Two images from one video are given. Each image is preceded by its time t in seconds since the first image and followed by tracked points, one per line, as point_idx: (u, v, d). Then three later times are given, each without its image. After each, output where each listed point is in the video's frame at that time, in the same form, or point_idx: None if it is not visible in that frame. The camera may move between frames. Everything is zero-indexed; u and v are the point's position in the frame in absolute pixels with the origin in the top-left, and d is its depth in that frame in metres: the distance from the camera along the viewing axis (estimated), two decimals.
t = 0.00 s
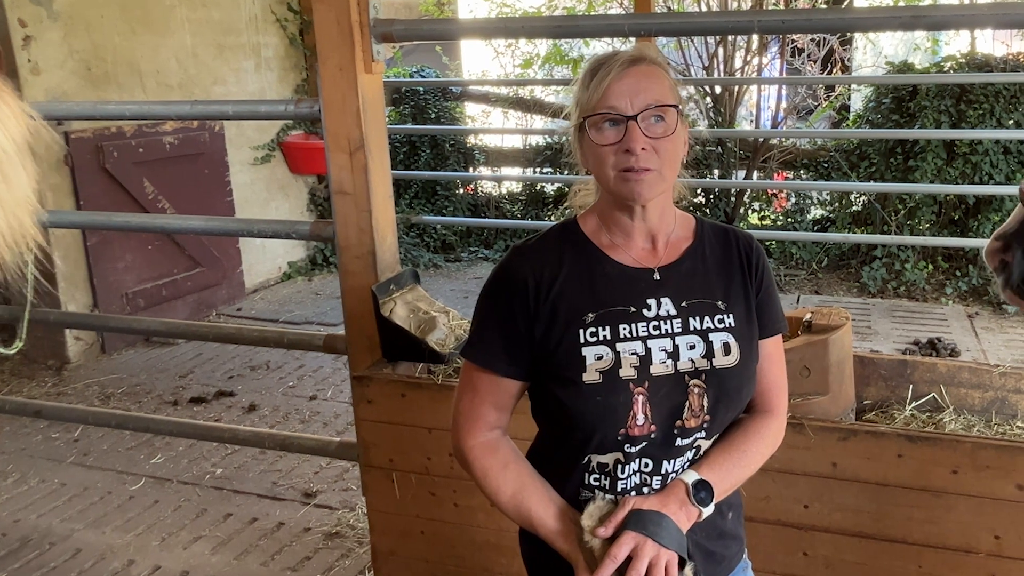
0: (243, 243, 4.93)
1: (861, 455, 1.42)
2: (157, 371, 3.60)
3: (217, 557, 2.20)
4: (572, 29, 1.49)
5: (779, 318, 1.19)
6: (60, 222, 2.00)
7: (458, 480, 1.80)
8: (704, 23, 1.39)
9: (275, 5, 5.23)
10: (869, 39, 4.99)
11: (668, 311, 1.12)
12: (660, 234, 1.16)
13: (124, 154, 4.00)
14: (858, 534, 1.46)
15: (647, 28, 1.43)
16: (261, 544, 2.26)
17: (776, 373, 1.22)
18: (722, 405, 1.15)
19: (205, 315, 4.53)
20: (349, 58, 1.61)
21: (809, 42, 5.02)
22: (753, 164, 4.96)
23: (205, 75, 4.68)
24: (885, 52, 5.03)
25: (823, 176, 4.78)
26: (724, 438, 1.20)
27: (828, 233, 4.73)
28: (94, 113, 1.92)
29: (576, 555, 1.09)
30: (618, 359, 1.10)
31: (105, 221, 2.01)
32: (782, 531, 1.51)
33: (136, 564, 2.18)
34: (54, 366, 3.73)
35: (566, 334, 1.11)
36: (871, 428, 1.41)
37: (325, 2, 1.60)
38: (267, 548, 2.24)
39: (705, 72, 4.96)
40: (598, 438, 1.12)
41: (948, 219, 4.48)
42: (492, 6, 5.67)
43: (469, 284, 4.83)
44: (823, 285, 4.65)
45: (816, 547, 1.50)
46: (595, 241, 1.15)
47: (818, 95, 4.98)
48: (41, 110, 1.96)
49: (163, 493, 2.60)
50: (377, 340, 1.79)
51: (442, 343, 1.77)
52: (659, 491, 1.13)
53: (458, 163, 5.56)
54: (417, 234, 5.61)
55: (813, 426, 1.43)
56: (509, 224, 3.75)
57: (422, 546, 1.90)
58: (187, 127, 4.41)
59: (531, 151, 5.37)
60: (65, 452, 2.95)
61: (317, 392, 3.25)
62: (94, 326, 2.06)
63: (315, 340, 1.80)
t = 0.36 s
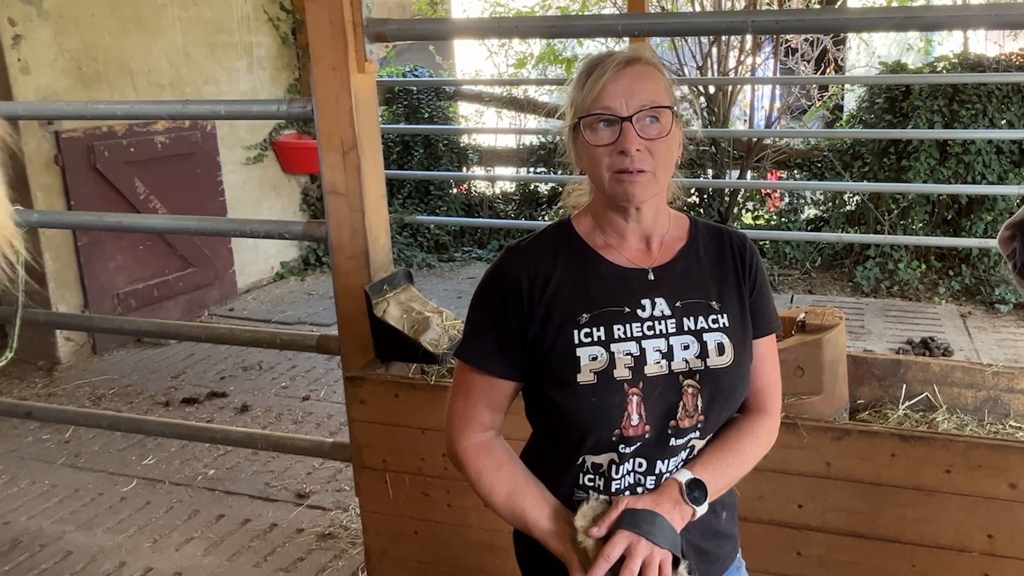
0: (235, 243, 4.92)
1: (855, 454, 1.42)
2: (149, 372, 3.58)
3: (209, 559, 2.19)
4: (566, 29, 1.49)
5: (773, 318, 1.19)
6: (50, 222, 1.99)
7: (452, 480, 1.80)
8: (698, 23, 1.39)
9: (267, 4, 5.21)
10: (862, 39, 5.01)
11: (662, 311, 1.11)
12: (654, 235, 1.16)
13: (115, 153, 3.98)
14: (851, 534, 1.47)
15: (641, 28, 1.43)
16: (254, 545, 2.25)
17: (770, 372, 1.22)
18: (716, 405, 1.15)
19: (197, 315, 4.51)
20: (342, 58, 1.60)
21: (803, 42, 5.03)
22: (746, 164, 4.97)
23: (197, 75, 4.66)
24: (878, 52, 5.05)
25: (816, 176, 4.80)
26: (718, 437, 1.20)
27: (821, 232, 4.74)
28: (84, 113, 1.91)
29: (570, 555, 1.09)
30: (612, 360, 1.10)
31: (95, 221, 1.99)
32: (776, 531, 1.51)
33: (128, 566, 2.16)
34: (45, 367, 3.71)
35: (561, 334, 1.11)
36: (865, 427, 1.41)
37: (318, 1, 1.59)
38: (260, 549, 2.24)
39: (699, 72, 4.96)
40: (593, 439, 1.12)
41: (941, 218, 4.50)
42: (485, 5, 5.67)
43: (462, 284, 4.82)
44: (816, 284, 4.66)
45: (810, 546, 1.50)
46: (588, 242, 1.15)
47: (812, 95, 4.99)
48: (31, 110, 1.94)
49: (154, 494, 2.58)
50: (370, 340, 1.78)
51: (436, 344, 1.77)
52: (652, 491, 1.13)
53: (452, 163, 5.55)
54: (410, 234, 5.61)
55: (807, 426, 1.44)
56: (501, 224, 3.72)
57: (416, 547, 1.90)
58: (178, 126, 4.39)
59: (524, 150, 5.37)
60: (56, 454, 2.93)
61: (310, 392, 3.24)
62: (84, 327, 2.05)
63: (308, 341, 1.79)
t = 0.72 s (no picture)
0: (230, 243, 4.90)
1: (850, 453, 1.43)
2: (143, 372, 3.57)
3: (203, 560, 2.18)
4: (562, 29, 1.49)
5: (768, 318, 1.19)
6: (43, 222, 1.98)
7: (447, 480, 1.79)
8: (694, 22, 1.39)
9: (262, 3, 5.20)
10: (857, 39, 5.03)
11: (658, 312, 1.11)
12: (649, 234, 1.16)
13: (108, 153, 3.97)
14: (847, 532, 1.47)
15: (636, 28, 1.43)
16: (249, 546, 2.25)
17: (766, 372, 1.22)
18: (711, 406, 1.15)
19: (192, 315, 4.50)
20: (336, 57, 1.60)
21: (799, 41, 5.05)
22: (742, 163, 4.98)
23: (191, 74, 4.65)
24: (873, 52, 5.07)
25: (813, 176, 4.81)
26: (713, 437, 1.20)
27: (817, 231, 4.75)
28: (77, 111, 1.90)
29: (565, 555, 1.09)
30: (607, 361, 1.10)
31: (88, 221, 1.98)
32: (772, 529, 1.51)
33: (122, 567, 2.15)
34: (38, 367, 3.69)
35: (555, 335, 1.10)
36: (860, 426, 1.41)
37: None
38: (254, 550, 2.23)
39: (695, 71, 4.97)
40: (588, 440, 1.11)
41: (936, 217, 4.51)
42: (481, 5, 5.67)
43: (458, 284, 4.82)
44: (812, 283, 4.68)
45: (805, 545, 1.50)
46: (583, 242, 1.15)
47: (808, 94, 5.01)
48: (23, 109, 1.93)
49: (148, 496, 2.57)
50: (365, 340, 1.78)
51: (431, 344, 1.77)
52: (647, 491, 1.13)
53: (447, 162, 5.55)
54: (405, 234, 5.60)
55: (802, 425, 1.44)
56: (497, 223, 3.65)
57: (410, 547, 1.89)
58: (172, 126, 4.38)
59: (520, 150, 5.37)
60: (49, 455, 2.91)
61: (305, 392, 3.23)
62: (77, 327, 2.04)
63: (303, 341, 1.78)
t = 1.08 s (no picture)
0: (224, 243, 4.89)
1: (846, 452, 1.43)
2: (137, 372, 3.55)
3: (197, 560, 2.17)
4: (557, 27, 1.48)
5: (763, 316, 1.19)
6: (35, 222, 1.97)
7: (442, 480, 1.79)
8: (689, 20, 1.39)
9: (256, 2, 5.18)
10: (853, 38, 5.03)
11: (652, 311, 1.11)
12: (643, 235, 1.15)
13: (102, 153, 3.96)
14: (843, 531, 1.47)
15: (631, 27, 1.43)
16: (243, 546, 2.24)
17: (761, 371, 1.22)
18: (707, 405, 1.15)
19: (186, 315, 4.48)
20: (330, 57, 1.59)
21: (795, 40, 5.05)
22: (738, 163, 4.99)
23: (185, 73, 4.63)
24: (869, 51, 5.07)
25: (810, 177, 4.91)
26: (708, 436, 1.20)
27: (813, 230, 4.76)
28: (70, 110, 1.89)
29: (559, 555, 1.08)
30: (602, 361, 1.09)
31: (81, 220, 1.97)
32: (769, 528, 1.51)
33: (116, 568, 2.15)
34: (31, 368, 3.68)
35: (549, 335, 1.10)
36: (855, 425, 1.42)
37: None
38: (249, 550, 2.22)
39: (691, 71, 4.97)
40: (583, 440, 1.11)
41: (932, 216, 4.52)
42: (477, 4, 5.66)
43: (453, 283, 4.81)
44: (808, 282, 4.69)
45: (801, 544, 1.50)
46: (577, 242, 1.14)
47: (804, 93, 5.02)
48: (15, 107, 1.92)
49: (143, 496, 2.56)
50: (359, 340, 1.77)
51: (425, 343, 1.78)
52: (643, 490, 1.13)
53: (443, 161, 5.55)
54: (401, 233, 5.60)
55: (797, 424, 1.44)
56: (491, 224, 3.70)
57: (406, 547, 1.89)
58: (166, 125, 4.37)
59: (516, 149, 5.36)
60: (43, 455, 2.90)
61: (300, 392, 3.22)
62: (71, 327, 2.03)
63: (297, 341, 1.78)
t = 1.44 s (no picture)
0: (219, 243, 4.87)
1: (841, 452, 1.43)
2: (131, 373, 3.54)
3: (191, 561, 2.16)
4: (552, 26, 1.48)
5: (758, 317, 1.19)
6: (28, 221, 1.95)
7: (437, 480, 1.78)
8: (685, 18, 1.39)
9: (251, 1, 5.17)
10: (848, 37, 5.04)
11: (647, 312, 1.11)
12: (638, 234, 1.15)
13: (95, 152, 3.94)
14: (838, 531, 1.47)
15: (627, 25, 1.43)
16: (238, 547, 2.23)
17: (756, 372, 1.22)
18: (702, 406, 1.14)
19: (181, 315, 4.47)
20: (323, 56, 1.59)
21: (791, 39, 5.06)
22: (734, 161, 5.00)
23: (179, 72, 4.62)
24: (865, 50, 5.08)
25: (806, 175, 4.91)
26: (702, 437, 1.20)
27: (809, 229, 4.77)
28: (64, 109, 1.88)
29: (551, 557, 1.08)
30: (596, 362, 1.09)
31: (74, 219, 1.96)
32: (764, 528, 1.51)
33: (109, 569, 2.14)
34: (24, 368, 3.66)
35: (544, 336, 1.10)
36: (850, 424, 1.42)
37: None
38: (243, 551, 2.21)
39: (687, 70, 4.98)
40: (578, 441, 1.11)
41: (928, 215, 4.53)
42: (472, 3, 5.66)
43: (449, 283, 4.81)
44: (804, 281, 4.69)
45: (797, 544, 1.50)
46: (572, 241, 1.14)
47: (800, 92, 5.04)
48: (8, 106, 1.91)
49: (137, 497, 2.55)
50: (353, 340, 1.77)
51: (420, 343, 1.78)
52: (635, 491, 1.12)
53: (439, 160, 5.55)
54: (396, 233, 5.59)
55: (792, 424, 1.44)
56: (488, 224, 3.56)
57: (400, 548, 1.88)
58: (161, 125, 4.35)
59: (511, 148, 5.36)
60: (36, 456, 2.89)
61: (295, 392, 3.21)
62: (63, 326, 2.01)
63: (291, 340, 1.77)
